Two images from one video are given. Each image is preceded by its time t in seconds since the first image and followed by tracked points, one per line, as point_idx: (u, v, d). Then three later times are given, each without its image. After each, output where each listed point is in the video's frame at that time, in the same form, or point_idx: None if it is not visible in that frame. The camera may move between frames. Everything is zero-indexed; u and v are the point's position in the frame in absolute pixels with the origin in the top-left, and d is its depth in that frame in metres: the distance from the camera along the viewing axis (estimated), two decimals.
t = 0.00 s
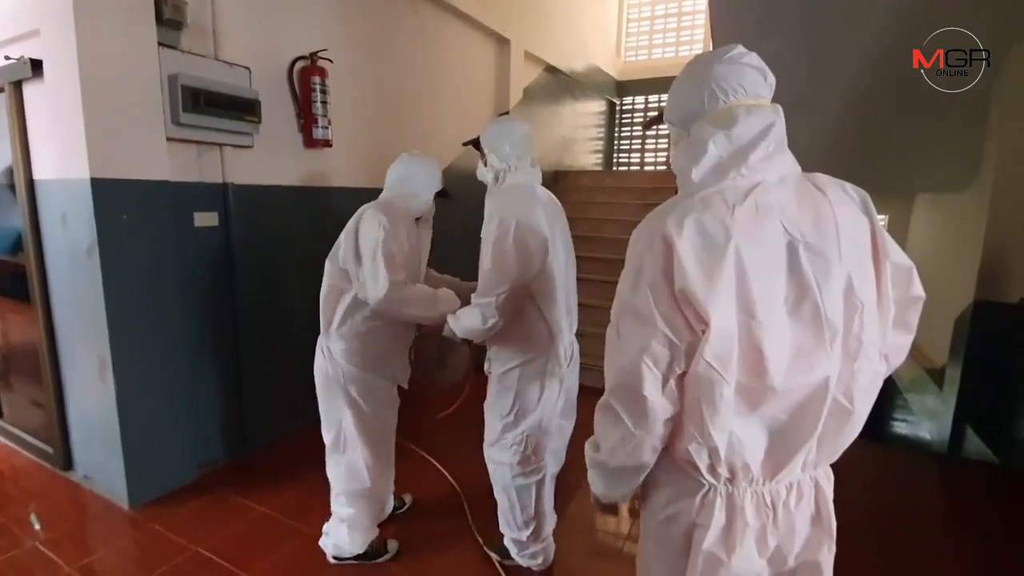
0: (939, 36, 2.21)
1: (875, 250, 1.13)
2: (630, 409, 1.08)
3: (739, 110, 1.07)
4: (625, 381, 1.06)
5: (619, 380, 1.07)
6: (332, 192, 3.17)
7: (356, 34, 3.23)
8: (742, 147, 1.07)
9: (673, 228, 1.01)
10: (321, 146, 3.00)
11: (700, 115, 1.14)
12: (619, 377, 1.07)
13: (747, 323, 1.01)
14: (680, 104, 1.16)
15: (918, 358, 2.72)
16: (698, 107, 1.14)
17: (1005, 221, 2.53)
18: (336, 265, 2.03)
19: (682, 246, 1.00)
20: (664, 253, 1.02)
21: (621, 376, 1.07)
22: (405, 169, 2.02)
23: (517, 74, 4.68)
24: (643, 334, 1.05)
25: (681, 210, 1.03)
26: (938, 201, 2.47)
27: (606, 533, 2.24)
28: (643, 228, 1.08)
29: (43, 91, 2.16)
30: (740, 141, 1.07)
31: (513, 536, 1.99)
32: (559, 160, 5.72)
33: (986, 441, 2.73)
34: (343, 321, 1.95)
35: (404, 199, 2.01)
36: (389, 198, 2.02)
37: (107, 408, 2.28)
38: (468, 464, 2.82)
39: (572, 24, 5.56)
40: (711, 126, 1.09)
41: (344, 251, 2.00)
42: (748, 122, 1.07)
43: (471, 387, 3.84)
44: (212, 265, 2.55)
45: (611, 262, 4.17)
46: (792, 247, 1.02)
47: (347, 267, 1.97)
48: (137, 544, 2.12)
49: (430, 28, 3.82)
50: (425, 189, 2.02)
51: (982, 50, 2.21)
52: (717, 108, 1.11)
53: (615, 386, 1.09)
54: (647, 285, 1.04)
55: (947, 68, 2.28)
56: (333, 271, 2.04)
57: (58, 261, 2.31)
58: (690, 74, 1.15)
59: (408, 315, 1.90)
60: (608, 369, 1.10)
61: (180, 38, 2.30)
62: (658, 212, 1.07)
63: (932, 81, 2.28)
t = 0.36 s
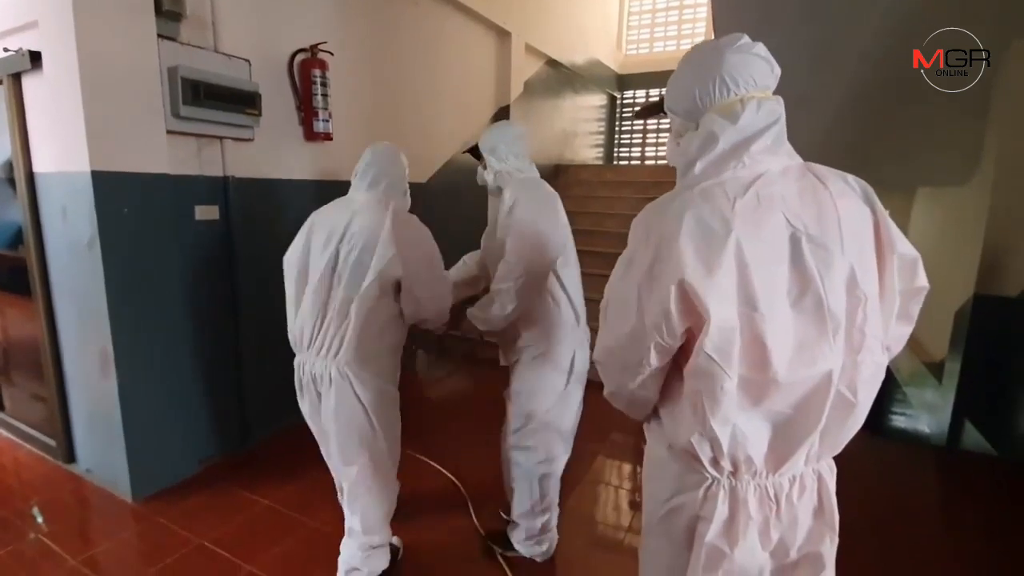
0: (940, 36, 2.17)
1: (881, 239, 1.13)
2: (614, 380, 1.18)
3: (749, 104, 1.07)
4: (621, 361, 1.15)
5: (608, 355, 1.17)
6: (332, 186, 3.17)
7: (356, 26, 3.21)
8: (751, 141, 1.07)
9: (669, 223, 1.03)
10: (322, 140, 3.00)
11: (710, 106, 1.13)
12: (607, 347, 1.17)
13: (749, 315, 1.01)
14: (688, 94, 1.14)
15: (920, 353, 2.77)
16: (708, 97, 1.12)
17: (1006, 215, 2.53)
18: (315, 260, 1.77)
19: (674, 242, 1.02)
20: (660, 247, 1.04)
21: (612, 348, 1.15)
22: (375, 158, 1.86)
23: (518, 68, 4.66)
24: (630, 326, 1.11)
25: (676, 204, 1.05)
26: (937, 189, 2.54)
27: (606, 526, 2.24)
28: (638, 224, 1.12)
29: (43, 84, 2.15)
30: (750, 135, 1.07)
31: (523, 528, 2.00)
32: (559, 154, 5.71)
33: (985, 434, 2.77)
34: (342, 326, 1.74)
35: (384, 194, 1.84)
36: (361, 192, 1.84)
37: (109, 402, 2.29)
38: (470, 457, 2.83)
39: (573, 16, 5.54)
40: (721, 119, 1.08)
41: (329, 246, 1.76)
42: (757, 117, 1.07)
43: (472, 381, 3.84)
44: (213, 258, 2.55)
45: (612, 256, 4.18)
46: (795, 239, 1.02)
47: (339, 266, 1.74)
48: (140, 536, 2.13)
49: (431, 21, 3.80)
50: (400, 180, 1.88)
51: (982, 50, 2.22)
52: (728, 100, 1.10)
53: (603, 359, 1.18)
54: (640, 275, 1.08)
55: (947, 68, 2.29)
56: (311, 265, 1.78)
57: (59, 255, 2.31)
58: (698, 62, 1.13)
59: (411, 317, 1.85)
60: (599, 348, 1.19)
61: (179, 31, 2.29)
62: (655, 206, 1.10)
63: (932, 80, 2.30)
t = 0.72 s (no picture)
0: (940, 36, 2.17)
1: (885, 232, 1.13)
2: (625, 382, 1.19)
3: (751, 95, 1.07)
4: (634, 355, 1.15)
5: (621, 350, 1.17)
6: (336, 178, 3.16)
7: (359, 17, 3.19)
8: (751, 134, 1.07)
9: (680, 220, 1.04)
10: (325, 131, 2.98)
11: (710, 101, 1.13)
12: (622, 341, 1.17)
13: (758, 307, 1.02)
14: (690, 89, 1.14)
15: (921, 346, 2.79)
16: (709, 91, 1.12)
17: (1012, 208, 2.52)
18: (299, 253, 1.66)
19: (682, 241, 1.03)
20: (671, 242, 1.04)
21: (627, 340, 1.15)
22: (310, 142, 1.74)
23: (521, 59, 4.63)
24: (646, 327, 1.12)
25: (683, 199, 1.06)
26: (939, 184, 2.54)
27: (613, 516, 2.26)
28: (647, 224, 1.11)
29: (45, 73, 2.14)
30: (751, 129, 1.07)
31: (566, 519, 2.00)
32: (562, 146, 5.68)
33: (986, 428, 2.76)
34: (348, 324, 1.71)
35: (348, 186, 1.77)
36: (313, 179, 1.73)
37: (115, 392, 2.30)
38: (474, 448, 2.84)
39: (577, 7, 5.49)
40: (724, 112, 1.08)
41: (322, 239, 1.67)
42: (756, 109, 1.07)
43: (474, 373, 3.85)
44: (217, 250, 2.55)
45: (615, 249, 4.17)
46: (803, 231, 1.02)
47: (340, 261, 1.69)
48: (148, 525, 2.15)
49: (434, 11, 3.77)
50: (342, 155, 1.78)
51: (981, 50, 2.21)
52: (729, 92, 1.10)
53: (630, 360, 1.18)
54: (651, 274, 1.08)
55: (947, 68, 2.28)
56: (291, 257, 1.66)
57: (63, 246, 2.31)
58: (700, 56, 1.13)
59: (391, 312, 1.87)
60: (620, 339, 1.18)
61: (182, 20, 2.28)
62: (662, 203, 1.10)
63: (932, 80, 2.31)
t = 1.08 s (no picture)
0: (939, 37, 2.21)
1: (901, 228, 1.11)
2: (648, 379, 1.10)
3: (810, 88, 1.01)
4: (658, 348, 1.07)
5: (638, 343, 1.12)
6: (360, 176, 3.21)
7: (382, 17, 3.23)
8: (813, 126, 1.01)
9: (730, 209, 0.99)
10: (349, 130, 3.03)
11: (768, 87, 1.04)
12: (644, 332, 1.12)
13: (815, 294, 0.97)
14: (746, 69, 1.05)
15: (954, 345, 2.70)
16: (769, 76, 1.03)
17: None
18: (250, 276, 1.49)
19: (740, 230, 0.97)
20: (770, 230, 0.96)
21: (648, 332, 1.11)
22: (199, 129, 1.48)
23: (543, 55, 4.61)
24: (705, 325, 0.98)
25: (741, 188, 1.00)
26: (979, 178, 2.45)
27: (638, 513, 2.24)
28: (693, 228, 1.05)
29: (82, 77, 2.22)
30: (811, 121, 1.01)
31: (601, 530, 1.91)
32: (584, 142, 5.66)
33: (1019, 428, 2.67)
34: (308, 344, 1.63)
35: (261, 196, 1.58)
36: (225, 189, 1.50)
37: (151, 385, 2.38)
38: (494, 444, 2.88)
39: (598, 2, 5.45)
40: (784, 99, 1.01)
41: (272, 259, 1.54)
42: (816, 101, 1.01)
43: (495, 369, 3.89)
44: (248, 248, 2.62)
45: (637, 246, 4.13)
46: (867, 216, 1.01)
47: (296, 280, 1.59)
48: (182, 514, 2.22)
49: (456, 9, 3.79)
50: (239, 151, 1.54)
51: (982, 50, 2.22)
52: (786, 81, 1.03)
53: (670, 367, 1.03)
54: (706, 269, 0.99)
55: (948, 68, 2.32)
56: (241, 283, 1.47)
57: (101, 244, 2.39)
58: (750, 40, 1.06)
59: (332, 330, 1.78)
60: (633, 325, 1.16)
61: (212, 24, 2.34)
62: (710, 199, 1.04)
63: (934, 80, 2.36)
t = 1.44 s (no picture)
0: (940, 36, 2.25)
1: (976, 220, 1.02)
2: (734, 382, 0.81)
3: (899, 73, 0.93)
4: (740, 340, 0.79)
5: (695, 334, 0.82)
6: (409, 179, 3.28)
7: (431, 22, 3.28)
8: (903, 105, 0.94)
9: (840, 193, 0.83)
10: (399, 134, 3.09)
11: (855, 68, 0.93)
12: (699, 317, 0.83)
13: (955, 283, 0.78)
14: (832, 46, 0.93)
15: None
16: (859, 55, 0.92)
17: None
18: (204, 277, 1.45)
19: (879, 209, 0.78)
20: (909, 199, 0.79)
21: (700, 316, 0.83)
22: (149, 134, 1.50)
23: (591, 53, 4.55)
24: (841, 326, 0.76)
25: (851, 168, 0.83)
26: None
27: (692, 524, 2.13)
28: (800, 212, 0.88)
29: (156, 92, 2.38)
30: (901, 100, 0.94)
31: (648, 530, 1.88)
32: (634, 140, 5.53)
33: None
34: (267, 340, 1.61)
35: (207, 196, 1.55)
36: (169, 193, 1.48)
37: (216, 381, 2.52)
38: (537, 442, 2.88)
39: None
40: (878, 79, 0.91)
41: (225, 257, 1.49)
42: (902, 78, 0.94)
43: (542, 369, 3.87)
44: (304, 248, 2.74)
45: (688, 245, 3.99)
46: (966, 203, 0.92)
47: (252, 279, 1.55)
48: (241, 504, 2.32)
49: (503, 12, 3.80)
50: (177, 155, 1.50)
51: (982, 49, 2.18)
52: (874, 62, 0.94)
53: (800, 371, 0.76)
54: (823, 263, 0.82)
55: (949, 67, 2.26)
56: (191, 279, 1.43)
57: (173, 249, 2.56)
58: (832, 19, 0.95)
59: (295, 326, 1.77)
60: (678, 309, 0.85)
61: (271, 37, 2.46)
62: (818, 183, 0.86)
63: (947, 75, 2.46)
